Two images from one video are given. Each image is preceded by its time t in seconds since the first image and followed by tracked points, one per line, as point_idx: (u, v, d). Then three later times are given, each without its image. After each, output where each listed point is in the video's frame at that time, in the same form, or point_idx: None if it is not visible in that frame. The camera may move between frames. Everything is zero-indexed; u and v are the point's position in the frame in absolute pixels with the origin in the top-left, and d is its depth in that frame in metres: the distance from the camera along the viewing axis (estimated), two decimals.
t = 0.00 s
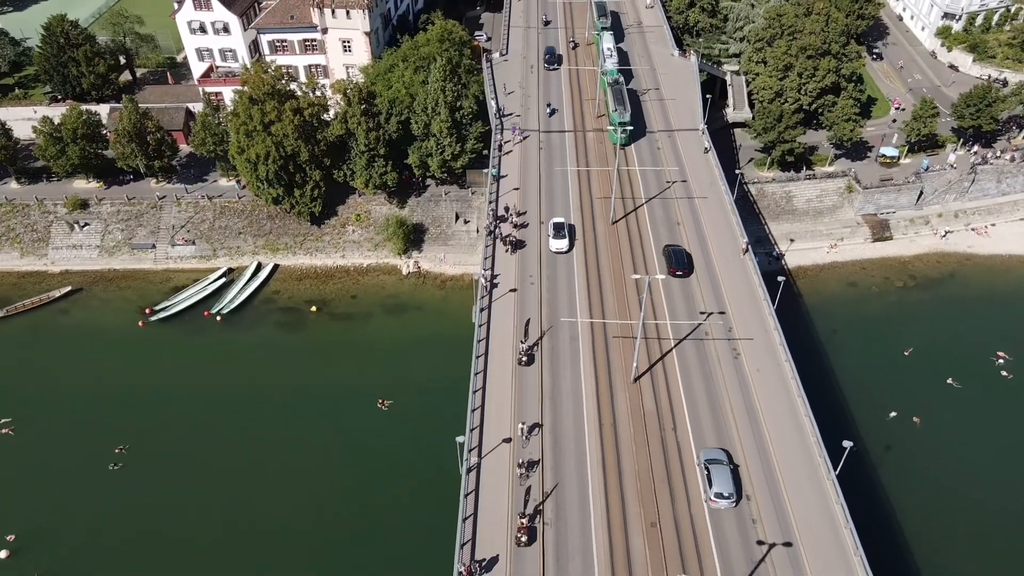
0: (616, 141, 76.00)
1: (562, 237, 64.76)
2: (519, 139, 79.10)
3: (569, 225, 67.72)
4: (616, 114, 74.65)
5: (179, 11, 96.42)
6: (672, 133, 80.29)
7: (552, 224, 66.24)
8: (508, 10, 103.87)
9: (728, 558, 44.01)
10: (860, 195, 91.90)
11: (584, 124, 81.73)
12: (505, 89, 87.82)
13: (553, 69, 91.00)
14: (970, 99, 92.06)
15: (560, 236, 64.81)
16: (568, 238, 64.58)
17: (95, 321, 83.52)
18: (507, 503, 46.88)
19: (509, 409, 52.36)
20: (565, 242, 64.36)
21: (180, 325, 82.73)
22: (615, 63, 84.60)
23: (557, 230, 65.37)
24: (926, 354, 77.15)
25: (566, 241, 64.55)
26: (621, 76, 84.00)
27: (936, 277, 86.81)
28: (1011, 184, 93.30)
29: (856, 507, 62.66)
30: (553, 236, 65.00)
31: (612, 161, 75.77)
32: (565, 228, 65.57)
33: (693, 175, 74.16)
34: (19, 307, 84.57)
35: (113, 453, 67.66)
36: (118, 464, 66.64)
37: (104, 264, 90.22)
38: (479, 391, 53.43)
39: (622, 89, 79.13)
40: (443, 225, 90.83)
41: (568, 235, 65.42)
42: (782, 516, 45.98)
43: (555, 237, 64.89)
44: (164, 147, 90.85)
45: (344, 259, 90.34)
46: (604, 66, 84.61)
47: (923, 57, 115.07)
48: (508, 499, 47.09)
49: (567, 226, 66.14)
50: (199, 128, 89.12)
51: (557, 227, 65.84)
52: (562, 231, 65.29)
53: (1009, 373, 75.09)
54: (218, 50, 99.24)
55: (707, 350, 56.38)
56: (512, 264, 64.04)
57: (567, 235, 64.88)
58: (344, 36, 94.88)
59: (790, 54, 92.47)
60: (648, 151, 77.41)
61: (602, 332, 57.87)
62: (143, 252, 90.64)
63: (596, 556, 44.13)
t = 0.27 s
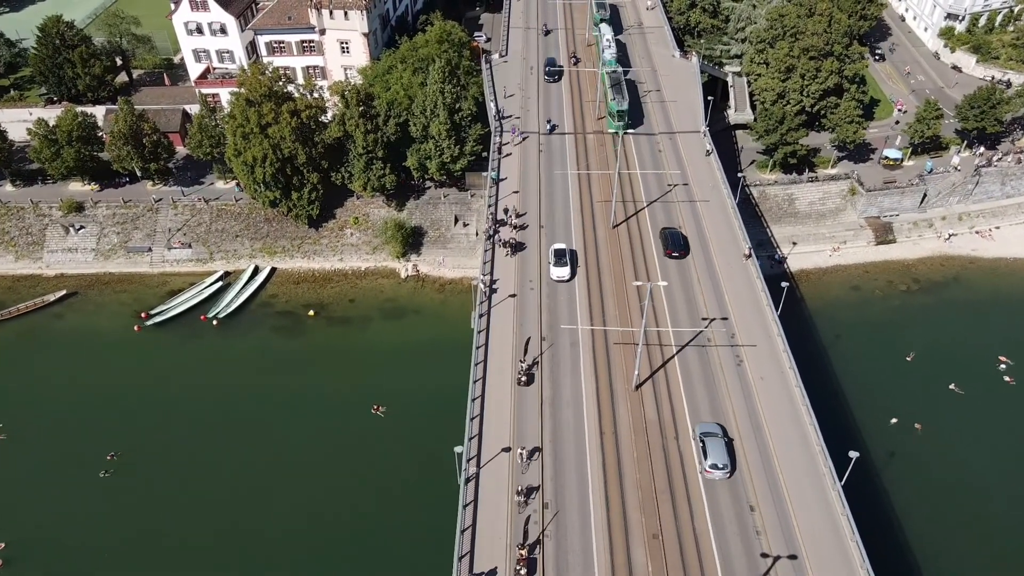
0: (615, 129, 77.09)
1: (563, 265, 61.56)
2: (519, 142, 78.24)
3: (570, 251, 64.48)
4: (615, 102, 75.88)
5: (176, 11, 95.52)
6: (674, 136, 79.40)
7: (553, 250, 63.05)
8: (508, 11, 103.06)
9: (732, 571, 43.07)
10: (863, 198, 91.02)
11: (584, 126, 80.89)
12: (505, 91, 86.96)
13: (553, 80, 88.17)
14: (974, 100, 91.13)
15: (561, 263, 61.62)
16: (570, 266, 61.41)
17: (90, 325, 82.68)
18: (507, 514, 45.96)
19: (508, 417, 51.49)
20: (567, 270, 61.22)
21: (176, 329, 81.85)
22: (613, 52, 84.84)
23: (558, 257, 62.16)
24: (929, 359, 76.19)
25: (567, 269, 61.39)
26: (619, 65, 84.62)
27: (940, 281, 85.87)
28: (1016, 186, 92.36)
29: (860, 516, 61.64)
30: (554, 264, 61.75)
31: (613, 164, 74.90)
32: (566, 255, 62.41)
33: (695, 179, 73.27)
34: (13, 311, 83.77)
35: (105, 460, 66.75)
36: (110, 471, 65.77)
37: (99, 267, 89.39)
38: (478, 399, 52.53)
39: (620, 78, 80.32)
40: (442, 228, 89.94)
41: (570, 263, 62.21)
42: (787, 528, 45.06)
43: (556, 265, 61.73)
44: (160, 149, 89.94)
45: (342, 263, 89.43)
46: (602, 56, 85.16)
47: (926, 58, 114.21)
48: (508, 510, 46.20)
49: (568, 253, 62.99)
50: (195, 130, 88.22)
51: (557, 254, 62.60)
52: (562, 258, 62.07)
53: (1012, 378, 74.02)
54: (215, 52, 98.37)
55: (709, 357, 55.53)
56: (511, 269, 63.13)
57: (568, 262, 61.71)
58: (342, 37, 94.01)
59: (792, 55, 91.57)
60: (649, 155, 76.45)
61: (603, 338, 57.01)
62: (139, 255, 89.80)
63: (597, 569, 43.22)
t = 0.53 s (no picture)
0: (614, 117, 78.60)
1: (564, 290, 58.89)
2: (519, 142, 77.64)
3: (572, 274, 61.85)
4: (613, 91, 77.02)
5: (173, 11, 94.85)
6: (674, 137, 78.78)
7: (554, 273, 60.41)
8: (508, 11, 102.47)
9: None
10: (865, 199, 90.40)
11: (584, 127, 80.28)
12: (505, 92, 86.35)
13: (553, 91, 85.56)
14: (977, 101, 90.55)
15: (563, 288, 59.00)
16: (571, 290, 58.77)
17: (86, 327, 82.05)
18: (506, 521, 45.31)
19: (507, 422, 50.85)
20: (568, 295, 58.57)
21: (173, 331, 81.20)
22: (612, 42, 85.51)
23: (559, 281, 59.54)
24: (931, 361, 75.52)
25: (569, 293, 58.75)
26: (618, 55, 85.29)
27: (943, 283, 85.23)
28: (1019, 187, 91.71)
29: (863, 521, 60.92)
30: (555, 289, 59.10)
31: (613, 166, 74.30)
32: (567, 279, 59.79)
33: (696, 180, 72.64)
34: (9, 313, 83.13)
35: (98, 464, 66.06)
36: (102, 476, 65.07)
37: (96, 269, 88.76)
38: (477, 403, 51.90)
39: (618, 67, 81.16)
40: (441, 229, 89.32)
41: (572, 287, 59.55)
42: (790, 534, 44.41)
43: (557, 290, 59.06)
44: (157, 150, 89.26)
45: (341, 264, 88.84)
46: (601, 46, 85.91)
47: (928, 58, 113.61)
48: (507, 516, 45.54)
49: (570, 277, 60.35)
50: (192, 131, 87.61)
51: (558, 278, 59.95)
52: (564, 282, 59.44)
53: (1012, 381, 73.34)
54: (212, 52, 97.71)
55: (711, 360, 54.91)
56: (511, 272, 62.47)
57: (570, 287, 59.07)
58: (341, 37, 93.40)
59: (794, 55, 90.96)
60: (650, 156, 75.83)
61: (604, 342, 56.39)
62: (136, 256, 89.19)
63: None
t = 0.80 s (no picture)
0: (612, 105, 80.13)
1: (565, 311, 56.57)
2: (518, 142, 77.25)
3: (574, 294, 59.54)
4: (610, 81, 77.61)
5: (171, 11, 94.42)
6: (675, 136, 78.38)
7: (555, 293, 58.09)
8: (507, 10, 102.06)
9: None
10: (866, 199, 90.01)
11: (584, 126, 79.88)
12: (504, 91, 85.95)
13: (554, 100, 83.35)
14: (979, 100, 90.17)
15: (564, 308, 56.69)
16: (573, 311, 56.46)
17: (83, 327, 81.64)
18: (506, 523, 44.88)
19: (507, 423, 50.44)
20: (570, 316, 56.29)
21: (170, 331, 80.79)
22: (610, 33, 85.64)
23: (560, 302, 57.22)
24: (932, 361, 75.11)
25: (570, 314, 56.44)
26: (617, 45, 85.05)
27: (944, 283, 84.81)
28: (1021, 186, 91.30)
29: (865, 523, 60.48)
30: (556, 310, 56.77)
31: (613, 165, 73.90)
32: (569, 299, 57.44)
33: (697, 180, 72.21)
34: (5, 313, 82.73)
35: (92, 465, 65.66)
36: (97, 477, 64.68)
37: (93, 269, 88.35)
38: (476, 404, 51.50)
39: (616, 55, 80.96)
40: (441, 229, 88.92)
41: (573, 308, 57.24)
42: (792, 537, 44.00)
43: (558, 311, 56.75)
44: (155, 150, 88.82)
45: (339, 264, 88.44)
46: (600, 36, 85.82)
47: (929, 57, 113.19)
48: (507, 518, 45.12)
49: (571, 297, 58.03)
50: (190, 130, 87.19)
51: (559, 299, 57.63)
52: (565, 303, 57.09)
53: (1011, 382, 72.95)
54: (211, 51, 97.26)
55: (711, 362, 54.49)
56: (510, 272, 62.05)
57: (571, 307, 56.77)
58: (340, 36, 92.98)
59: (794, 54, 90.55)
60: (650, 155, 75.40)
61: (604, 343, 55.99)
62: (134, 256, 88.77)
63: None
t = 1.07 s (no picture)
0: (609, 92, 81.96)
1: (566, 339, 54.14)
2: (517, 140, 76.89)
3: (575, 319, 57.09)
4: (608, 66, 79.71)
5: (169, 9, 94.03)
6: (675, 134, 78.05)
7: (555, 319, 55.73)
8: (506, 8, 101.63)
9: None
10: (866, 197, 89.70)
11: (584, 124, 79.55)
12: (504, 89, 85.59)
13: (554, 110, 80.85)
14: (980, 98, 89.89)
15: (564, 336, 54.25)
16: (574, 340, 54.05)
17: (81, 326, 81.29)
18: (506, 523, 44.53)
19: (507, 422, 50.08)
20: (571, 345, 53.86)
21: (168, 330, 80.45)
22: (607, 23, 88.05)
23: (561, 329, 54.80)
24: (932, 360, 74.76)
25: (571, 343, 54.02)
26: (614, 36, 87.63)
27: (946, 282, 84.47)
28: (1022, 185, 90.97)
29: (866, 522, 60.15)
30: (556, 338, 54.30)
31: (613, 163, 73.56)
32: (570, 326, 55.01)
33: (697, 178, 71.86)
34: (3, 312, 82.39)
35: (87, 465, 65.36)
36: (91, 477, 64.36)
37: (91, 268, 88.00)
38: (475, 403, 51.16)
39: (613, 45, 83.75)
40: (440, 228, 88.58)
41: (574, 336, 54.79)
42: (794, 537, 43.63)
43: (559, 339, 54.30)
44: (153, 148, 88.40)
45: (338, 263, 88.09)
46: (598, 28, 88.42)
47: (930, 56, 112.82)
48: (506, 518, 44.76)
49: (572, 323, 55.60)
50: (189, 129, 86.82)
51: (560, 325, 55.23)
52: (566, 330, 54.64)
53: (1010, 381, 72.61)
54: (209, 49, 96.90)
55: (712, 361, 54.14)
56: (509, 270, 61.70)
57: (572, 335, 54.33)
58: (338, 34, 92.64)
59: (795, 52, 90.19)
60: (650, 153, 75.11)
61: (603, 341, 55.65)
62: (132, 255, 88.41)
63: None
